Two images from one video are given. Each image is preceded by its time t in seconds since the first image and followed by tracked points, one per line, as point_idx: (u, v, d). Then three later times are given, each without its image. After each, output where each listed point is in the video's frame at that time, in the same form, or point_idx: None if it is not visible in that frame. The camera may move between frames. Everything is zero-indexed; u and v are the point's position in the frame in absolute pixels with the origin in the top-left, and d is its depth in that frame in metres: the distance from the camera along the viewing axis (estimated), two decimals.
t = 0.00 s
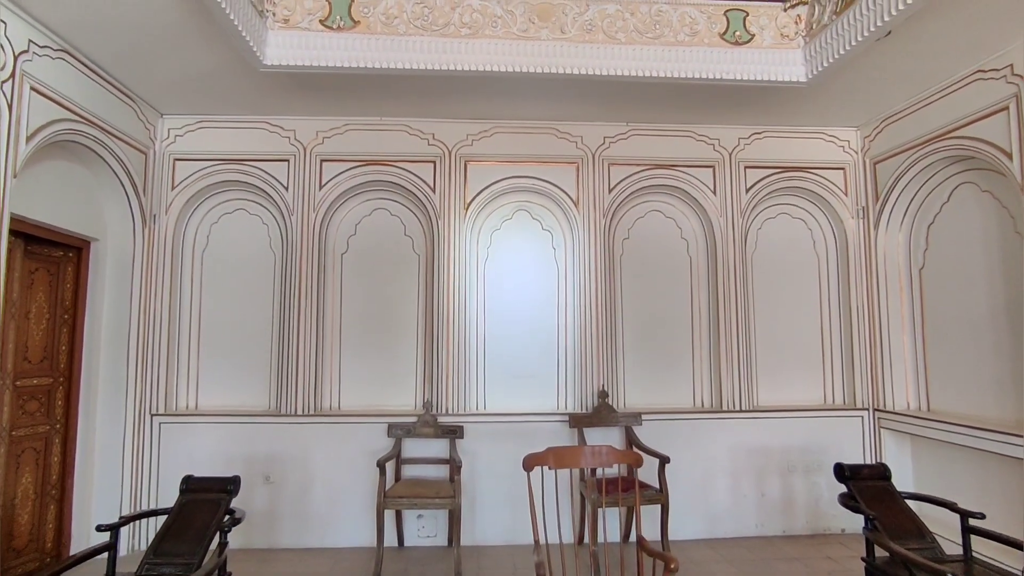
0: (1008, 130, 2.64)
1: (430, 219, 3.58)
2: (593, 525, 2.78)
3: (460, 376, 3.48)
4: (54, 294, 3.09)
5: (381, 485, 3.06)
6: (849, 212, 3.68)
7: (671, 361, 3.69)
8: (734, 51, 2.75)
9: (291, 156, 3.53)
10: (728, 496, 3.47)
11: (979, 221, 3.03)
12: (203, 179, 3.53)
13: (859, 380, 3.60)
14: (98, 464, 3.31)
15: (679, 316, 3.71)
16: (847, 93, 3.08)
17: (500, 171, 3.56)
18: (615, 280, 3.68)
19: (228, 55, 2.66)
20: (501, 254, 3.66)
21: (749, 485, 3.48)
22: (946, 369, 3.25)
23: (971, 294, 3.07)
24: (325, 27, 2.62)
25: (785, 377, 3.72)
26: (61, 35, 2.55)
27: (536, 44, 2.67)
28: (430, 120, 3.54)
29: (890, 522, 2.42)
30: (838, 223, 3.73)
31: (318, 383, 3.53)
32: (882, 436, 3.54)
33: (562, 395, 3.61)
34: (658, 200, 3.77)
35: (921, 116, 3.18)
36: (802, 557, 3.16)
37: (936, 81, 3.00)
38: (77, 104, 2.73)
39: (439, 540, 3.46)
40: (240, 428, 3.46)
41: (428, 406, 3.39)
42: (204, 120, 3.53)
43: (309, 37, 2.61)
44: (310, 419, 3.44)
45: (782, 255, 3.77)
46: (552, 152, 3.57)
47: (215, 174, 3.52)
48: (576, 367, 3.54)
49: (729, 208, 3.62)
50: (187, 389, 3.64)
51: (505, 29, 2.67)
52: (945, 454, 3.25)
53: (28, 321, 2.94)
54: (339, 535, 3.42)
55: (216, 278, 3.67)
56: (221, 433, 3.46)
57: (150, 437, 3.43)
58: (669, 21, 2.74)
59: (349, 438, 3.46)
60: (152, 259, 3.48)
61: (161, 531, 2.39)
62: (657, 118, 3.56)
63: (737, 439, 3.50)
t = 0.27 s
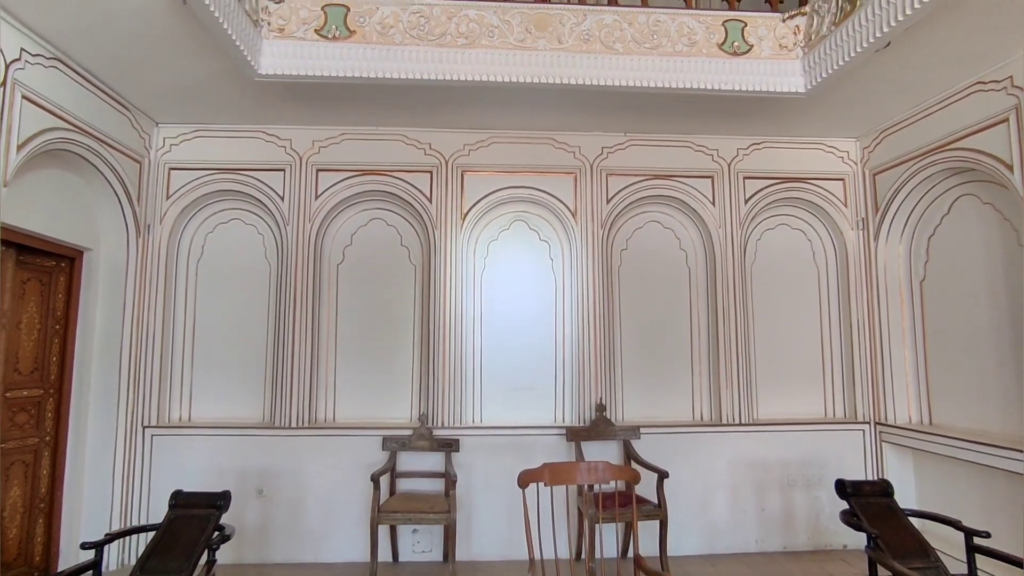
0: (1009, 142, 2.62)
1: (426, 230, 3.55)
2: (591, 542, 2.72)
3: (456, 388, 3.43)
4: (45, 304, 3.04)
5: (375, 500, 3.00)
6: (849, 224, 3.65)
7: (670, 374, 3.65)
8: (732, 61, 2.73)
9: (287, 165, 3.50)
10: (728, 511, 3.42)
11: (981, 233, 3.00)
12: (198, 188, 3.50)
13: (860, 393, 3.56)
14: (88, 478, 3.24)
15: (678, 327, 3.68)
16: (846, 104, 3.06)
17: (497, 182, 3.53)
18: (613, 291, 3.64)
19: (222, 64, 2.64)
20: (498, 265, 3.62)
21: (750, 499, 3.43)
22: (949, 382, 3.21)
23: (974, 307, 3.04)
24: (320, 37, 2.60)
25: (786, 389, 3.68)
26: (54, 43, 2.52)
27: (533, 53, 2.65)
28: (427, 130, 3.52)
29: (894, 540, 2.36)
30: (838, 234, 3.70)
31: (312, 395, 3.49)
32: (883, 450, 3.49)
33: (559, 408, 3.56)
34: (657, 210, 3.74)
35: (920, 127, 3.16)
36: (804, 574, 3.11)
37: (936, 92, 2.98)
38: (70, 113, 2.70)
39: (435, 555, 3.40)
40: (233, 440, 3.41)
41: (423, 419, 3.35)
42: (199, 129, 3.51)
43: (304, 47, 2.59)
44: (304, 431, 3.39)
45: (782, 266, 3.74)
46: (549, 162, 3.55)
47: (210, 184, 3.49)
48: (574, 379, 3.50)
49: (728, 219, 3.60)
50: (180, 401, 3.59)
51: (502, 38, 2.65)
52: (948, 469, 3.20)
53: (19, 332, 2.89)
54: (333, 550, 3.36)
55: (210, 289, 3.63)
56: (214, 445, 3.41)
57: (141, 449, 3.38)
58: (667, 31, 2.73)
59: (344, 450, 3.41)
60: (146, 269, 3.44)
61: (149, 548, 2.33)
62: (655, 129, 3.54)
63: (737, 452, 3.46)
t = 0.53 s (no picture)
0: (1007, 155, 2.60)
1: (421, 240, 3.52)
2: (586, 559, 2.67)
3: (450, 400, 3.39)
4: (34, 313, 2.96)
5: (367, 514, 2.95)
6: (847, 235, 3.63)
7: (668, 386, 3.61)
8: (729, 72, 2.72)
9: (282, 174, 3.47)
10: (726, 526, 3.37)
11: (979, 247, 2.97)
12: (191, 197, 3.47)
13: (859, 406, 3.52)
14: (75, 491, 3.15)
15: (675, 339, 3.64)
16: (844, 115, 3.05)
17: (493, 192, 3.51)
18: (610, 302, 3.61)
19: (216, 72, 2.61)
20: (494, 275, 3.59)
21: (748, 514, 3.38)
22: (948, 396, 3.17)
23: (973, 321, 3.01)
24: (315, 45, 2.58)
25: (784, 402, 3.64)
26: (44, 49, 2.48)
27: (530, 63, 2.64)
28: (423, 139, 3.50)
29: (896, 558, 2.32)
30: (836, 246, 3.68)
31: (305, 406, 3.44)
32: (883, 464, 3.45)
33: (555, 420, 3.52)
34: (654, 221, 3.72)
35: (918, 139, 3.15)
36: None
37: (933, 105, 2.97)
38: (61, 120, 2.67)
39: (428, 571, 3.34)
40: (224, 453, 3.36)
41: (417, 431, 3.30)
42: (193, 137, 3.48)
43: (298, 55, 2.57)
44: (296, 443, 3.34)
45: (780, 278, 3.71)
46: (546, 172, 3.53)
47: (203, 192, 3.46)
48: (570, 391, 3.46)
49: (726, 230, 3.58)
50: (170, 412, 3.53)
51: (498, 48, 2.64)
52: (948, 484, 3.16)
53: (5, 341, 2.80)
54: (324, 564, 3.30)
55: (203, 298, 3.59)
56: (204, 457, 3.35)
57: (130, 461, 3.31)
58: (664, 42, 2.71)
59: (336, 463, 3.35)
60: (137, 278, 3.40)
61: (134, 563, 2.28)
62: (653, 139, 3.52)
63: (735, 466, 3.41)
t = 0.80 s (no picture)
0: (1004, 169, 2.59)
1: (416, 251, 3.49)
2: None
3: (444, 413, 3.34)
4: (21, 323, 2.89)
5: (359, 530, 2.88)
6: (845, 249, 3.61)
7: (665, 400, 3.57)
8: (727, 84, 2.71)
9: (276, 184, 3.44)
10: (724, 543, 3.31)
11: (976, 261, 2.95)
12: (184, 206, 3.43)
13: (858, 421, 3.49)
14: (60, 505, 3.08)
15: (672, 353, 3.61)
16: (841, 129, 3.04)
17: (489, 203, 3.48)
18: (607, 315, 3.58)
19: (210, 81, 2.59)
20: (490, 287, 3.56)
21: (746, 531, 3.33)
22: (947, 412, 3.14)
23: (971, 335, 2.98)
24: (310, 54, 2.56)
25: (782, 417, 3.60)
26: (35, 57, 2.44)
27: (526, 74, 2.62)
28: (418, 150, 3.48)
29: None
30: (834, 259, 3.66)
31: (297, 420, 3.38)
32: (882, 480, 3.41)
33: (551, 434, 3.47)
34: (651, 234, 3.70)
35: (914, 153, 3.14)
36: None
37: (930, 118, 2.96)
38: (51, 128, 2.63)
39: None
40: (214, 466, 3.29)
41: (411, 445, 3.24)
42: (187, 146, 3.45)
43: (292, 64, 2.55)
44: (287, 457, 3.28)
45: (778, 291, 3.69)
46: (543, 184, 3.51)
47: (196, 202, 3.43)
48: (566, 405, 3.41)
49: (723, 243, 3.56)
50: (159, 425, 3.47)
51: (494, 59, 2.62)
52: (948, 501, 3.12)
53: None
54: None
55: (194, 309, 3.54)
56: (193, 471, 3.28)
57: (117, 475, 3.24)
58: (661, 54, 2.70)
59: (327, 478, 3.29)
60: (127, 288, 3.35)
61: None
62: (650, 152, 3.50)
63: (732, 482, 3.36)
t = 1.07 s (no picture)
0: (1001, 184, 2.58)
1: (412, 263, 3.46)
2: None
3: (439, 428, 3.29)
4: (11, 334, 2.81)
5: (350, 548, 2.83)
6: (842, 263, 3.60)
7: (662, 415, 3.54)
8: (724, 98, 2.71)
9: (270, 196, 3.42)
10: (722, 561, 3.26)
11: (973, 276, 2.94)
12: (177, 217, 3.40)
13: (856, 437, 3.46)
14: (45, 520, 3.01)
15: (669, 367, 3.58)
16: (838, 143, 3.04)
17: (485, 216, 3.46)
18: (603, 329, 3.55)
19: (204, 92, 2.57)
20: (485, 300, 3.53)
21: (745, 549, 3.28)
22: (946, 427, 3.11)
23: (969, 351, 2.96)
24: (306, 65, 2.55)
25: (781, 432, 3.57)
26: (28, 66, 2.41)
27: (523, 87, 2.61)
28: (414, 162, 3.46)
29: None
30: (831, 274, 3.65)
31: (289, 434, 3.33)
32: (881, 497, 3.37)
33: (547, 450, 3.42)
34: (648, 247, 3.68)
35: (911, 167, 3.14)
36: None
37: (926, 133, 2.96)
38: (44, 138, 2.60)
39: None
40: (204, 481, 3.23)
41: (405, 460, 3.19)
42: (181, 157, 3.43)
43: (287, 76, 2.54)
44: (278, 472, 3.22)
45: (775, 305, 3.67)
46: (539, 197, 3.49)
47: (190, 213, 3.40)
48: (562, 420, 3.37)
49: (720, 257, 3.54)
50: (148, 439, 3.41)
51: (491, 71, 2.61)
52: (947, 519, 3.08)
53: None
54: None
55: (186, 321, 3.49)
56: (182, 486, 3.22)
57: (104, 490, 3.18)
58: (659, 67, 2.70)
59: (319, 493, 3.23)
60: (118, 300, 3.31)
61: None
62: (647, 165, 3.50)
63: (730, 498, 3.32)
